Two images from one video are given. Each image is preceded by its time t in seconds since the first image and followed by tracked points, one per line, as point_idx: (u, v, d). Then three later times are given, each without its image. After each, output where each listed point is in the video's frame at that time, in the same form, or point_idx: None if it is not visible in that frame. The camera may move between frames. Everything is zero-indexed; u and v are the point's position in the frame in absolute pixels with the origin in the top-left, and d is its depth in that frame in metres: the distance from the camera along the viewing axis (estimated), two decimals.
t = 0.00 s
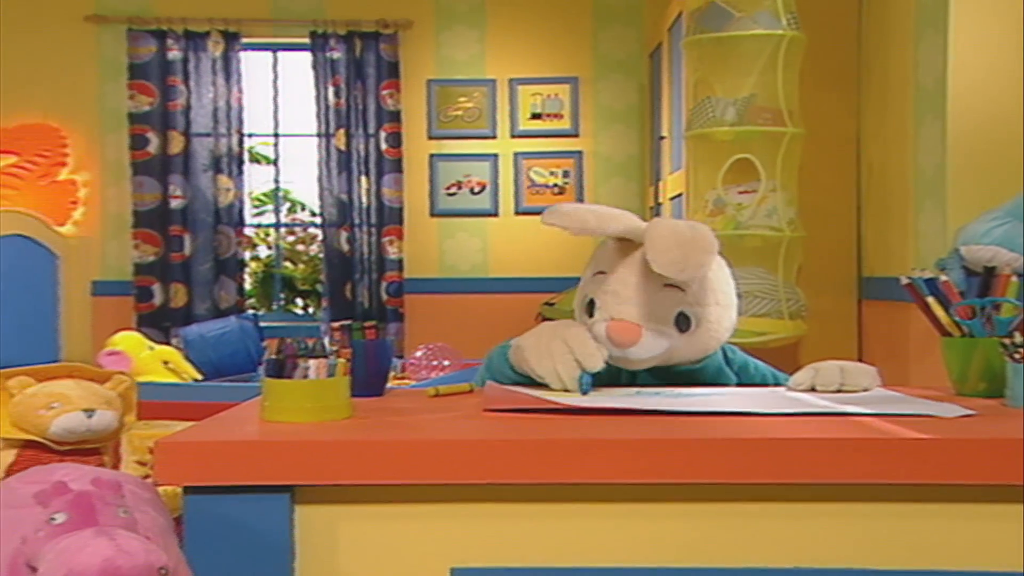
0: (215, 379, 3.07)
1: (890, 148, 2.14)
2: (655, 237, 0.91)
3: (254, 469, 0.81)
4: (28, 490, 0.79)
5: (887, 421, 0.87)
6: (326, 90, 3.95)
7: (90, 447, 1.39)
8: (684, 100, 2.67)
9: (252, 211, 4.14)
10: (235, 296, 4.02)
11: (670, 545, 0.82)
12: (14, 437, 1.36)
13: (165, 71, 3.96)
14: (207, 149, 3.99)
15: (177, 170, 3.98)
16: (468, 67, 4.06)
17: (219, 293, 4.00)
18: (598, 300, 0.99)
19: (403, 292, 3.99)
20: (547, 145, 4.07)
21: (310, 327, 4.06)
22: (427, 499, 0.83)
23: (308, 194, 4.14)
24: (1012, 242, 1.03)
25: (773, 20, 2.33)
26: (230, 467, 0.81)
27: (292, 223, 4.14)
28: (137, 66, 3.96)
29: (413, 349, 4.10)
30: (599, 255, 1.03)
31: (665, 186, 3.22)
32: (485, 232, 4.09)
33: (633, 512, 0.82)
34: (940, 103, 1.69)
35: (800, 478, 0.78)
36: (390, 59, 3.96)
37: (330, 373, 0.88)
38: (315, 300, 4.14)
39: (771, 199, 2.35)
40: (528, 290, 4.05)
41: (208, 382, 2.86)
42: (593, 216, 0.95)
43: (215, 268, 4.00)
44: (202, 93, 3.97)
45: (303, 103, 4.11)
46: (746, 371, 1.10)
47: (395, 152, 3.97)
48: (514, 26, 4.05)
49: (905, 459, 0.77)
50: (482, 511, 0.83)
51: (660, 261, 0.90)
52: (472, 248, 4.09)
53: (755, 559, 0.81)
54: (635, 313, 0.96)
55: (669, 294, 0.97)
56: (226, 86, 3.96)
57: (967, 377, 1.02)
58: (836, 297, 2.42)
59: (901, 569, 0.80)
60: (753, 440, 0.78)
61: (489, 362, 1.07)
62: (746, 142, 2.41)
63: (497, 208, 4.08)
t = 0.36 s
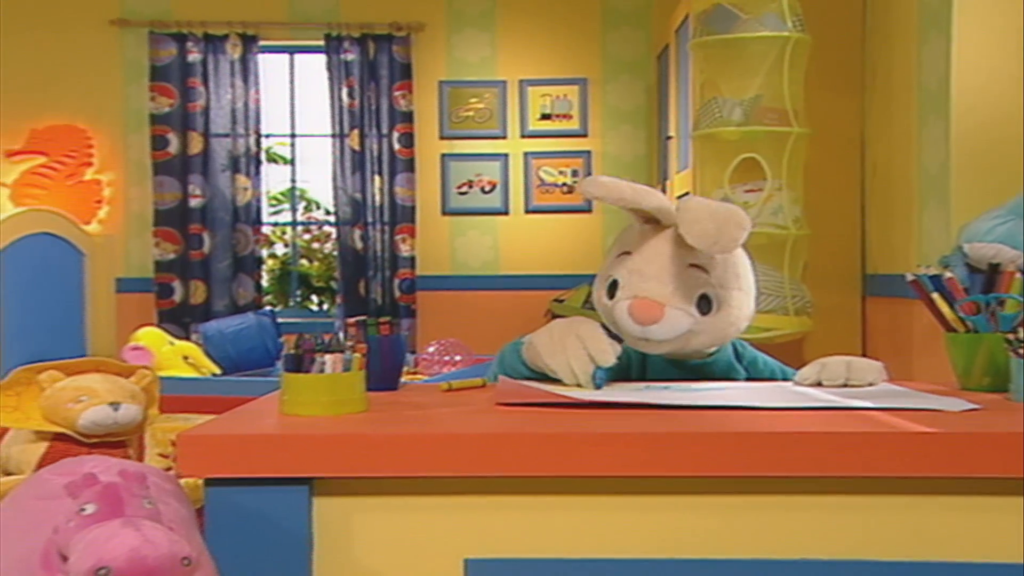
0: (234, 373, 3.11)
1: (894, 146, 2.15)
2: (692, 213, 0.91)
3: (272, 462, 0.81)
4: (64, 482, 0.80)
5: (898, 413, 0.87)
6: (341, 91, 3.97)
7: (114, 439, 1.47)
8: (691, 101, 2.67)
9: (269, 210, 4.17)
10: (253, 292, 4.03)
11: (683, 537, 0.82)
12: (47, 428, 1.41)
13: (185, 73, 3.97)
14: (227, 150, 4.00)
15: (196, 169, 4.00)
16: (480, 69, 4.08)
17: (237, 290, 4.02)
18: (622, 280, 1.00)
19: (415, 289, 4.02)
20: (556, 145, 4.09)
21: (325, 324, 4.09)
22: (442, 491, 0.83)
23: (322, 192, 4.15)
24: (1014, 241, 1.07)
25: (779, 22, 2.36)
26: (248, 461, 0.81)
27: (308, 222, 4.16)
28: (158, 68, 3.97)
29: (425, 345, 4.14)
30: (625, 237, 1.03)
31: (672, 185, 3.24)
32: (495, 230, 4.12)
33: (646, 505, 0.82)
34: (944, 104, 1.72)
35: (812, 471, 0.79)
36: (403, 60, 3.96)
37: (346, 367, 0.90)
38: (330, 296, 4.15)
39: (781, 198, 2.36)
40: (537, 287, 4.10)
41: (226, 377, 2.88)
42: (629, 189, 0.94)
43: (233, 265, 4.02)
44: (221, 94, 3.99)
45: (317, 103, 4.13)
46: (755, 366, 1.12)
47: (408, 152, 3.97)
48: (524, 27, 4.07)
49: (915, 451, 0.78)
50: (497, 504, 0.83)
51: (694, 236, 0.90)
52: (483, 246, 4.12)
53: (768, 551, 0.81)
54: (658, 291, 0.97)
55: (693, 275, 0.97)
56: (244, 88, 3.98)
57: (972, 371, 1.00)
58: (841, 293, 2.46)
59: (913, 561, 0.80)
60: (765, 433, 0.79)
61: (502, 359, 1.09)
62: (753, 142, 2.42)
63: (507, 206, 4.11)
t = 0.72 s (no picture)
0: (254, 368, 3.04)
1: (899, 144, 2.17)
2: (692, 211, 0.94)
3: (289, 454, 0.82)
4: (94, 472, 0.82)
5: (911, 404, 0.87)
6: (356, 91, 4.00)
7: (142, 431, 1.53)
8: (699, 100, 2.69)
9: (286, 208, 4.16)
10: (272, 288, 4.06)
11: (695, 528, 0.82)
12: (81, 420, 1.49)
13: (206, 74, 4.00)
14: (245, 149, 4.03)
15: (217, 168, 4.02)
16: (491, 69, 4.10)
17: (256, 286, 4.06)
18: (627, 277, 1.02)
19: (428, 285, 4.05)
20: (567, 144, 4.12)
21: (340, 320, 4.12)
22: (454, 482, 0.83)
23: (338, 191, 4.17)
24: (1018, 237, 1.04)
25: (786, 23, 2.38)
26: (267, 452, 0.82)
27: (324, 220, 4.15)
28: (180, 71, 4.00)
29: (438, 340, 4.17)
30: (630, 235, 1.05)
31: (681, 183, 3.25)
32: (507, 228, 4.15)
33: (657, 497, 0.82)
34: (948, 103, 1.77)
35: (824, 464, 0.79)
36: (417, 61, 4.00)
37: (364, 361, 0.91)
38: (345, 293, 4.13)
39: (789, 195, 2.39)
40: (546, 283, 4.13)
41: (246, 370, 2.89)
42: (631, 189, 0.97)
43: (252, 262, 4.06)
44: (240, 94, 4.01)
45: (332, 103, 4.16)
46: (761, 362, 1.14)
47: (421, 151, 4.01)
48: (535, 27, 4.10)
49: (926, 445, 0.78)
50: (510, 495, 0.83)
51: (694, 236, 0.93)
52: (494, 243, 4.15)
53: (778, 542, 0.82)
54: (662, 289, 0.99)
55: (696, 273, 0.99)
56: (264, 89, 4.00)
57: (978, 365, 1.02)
58: (848, 288, 2.48)
59: (923, 553, 0.80)
60: (777, 426, 0.79)
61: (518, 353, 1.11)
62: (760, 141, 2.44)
63: (518, 204, 4.13)
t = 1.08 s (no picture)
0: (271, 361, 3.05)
1: (905, 143, 2.19)
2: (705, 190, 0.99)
3: (304, 445, 0.80)
4: (121, 463, 0.85)
5: (929, 395, 0.86)
6: (369, 91, 4.02)
7: (163, 423, 1.50)
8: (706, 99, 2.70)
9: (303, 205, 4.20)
10: (288, 284, 4.09)
11: (712, 520, 0.81)
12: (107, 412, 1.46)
13: (224, 74, 4.02)
14: (262, 148, 4.04)
15: (234, 166, 4.04)
16: (502, 68, 4.12)
17: (273, 282, 4.07)
18: (642, 262, 1.09)
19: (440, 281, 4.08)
20: (578, 142, 4.14)
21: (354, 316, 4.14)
22: (465, 475, 0.82)
23: (352, 188, 4.20)
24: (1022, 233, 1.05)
25: (792, 23, 2.41)
26: (283, 444, 0.80)
27: (338, 217, 4.19)
28: (198, 71, 4.03)
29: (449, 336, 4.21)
30: (644, 223, 1.13)
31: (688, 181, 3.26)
32: (517, 225, 4.17)
33: (670, 489, 0.81)
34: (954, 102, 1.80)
35: (846, 456, 0.78)
36: (429, 61, 4.02)
37: (378, 354, 0.92)
38: (359, 287, 4.21)
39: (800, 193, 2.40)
40: (555, 279, 4.17)
41: (264, 365, 2.91)
42: (647, 169, 1.04)
43: (269, 258, 4.07)
44: (257, 93, 4.03)
45: (345, 102, 4.18)
46: (769, 353, 1.17)
47: (433, 150, 4.03)
48: (546, 27, 4.11)
49: (948, 438, 0.77)
50: (524, 487, 0.82)
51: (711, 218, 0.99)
52: (505, 239, 4.18)
53: (796, 534, 0.80)
54: (676, 270, 1.06)
55: (706, 253, 1.06)
56: (280, 89, 4.02)
57: (984, 359, 1.01)
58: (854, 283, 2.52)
59: (943, 544, 0.79)
60: (796, 418, 0.78)
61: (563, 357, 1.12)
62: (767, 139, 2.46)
63: (528, 201, 4.15)
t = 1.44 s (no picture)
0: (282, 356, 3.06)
1: (915, 139, 2.19)
2: (795, 190, 1.04)
3: (316, 439, 0.80)
4: (136, 457, 0.86)
5: (939, 389, 0.86)
6: (379, 87, 4.03)
7: (177, 417, 1.46)
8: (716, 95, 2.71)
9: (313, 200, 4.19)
10: (299, 279, 4.10)
11: (720, 512, 0.81)
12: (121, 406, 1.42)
13: (235, 71, 4.03)
14: (273, 144, 4.05)
15: (244, 162, 4.05)
16: (511, 64, 4.12)
17: (283, 277, 4.08)
18: (710, 256, 1.13)
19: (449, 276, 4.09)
20: (586, 138, 4.14)
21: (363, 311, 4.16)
22: (475, 469, 0.82)
23: (361, 184, 4.20)
24: None
25: (802, 19, 2.40)
26: (296, 438, 0.80)
27: (348, 212, 4.19)
28: (210, 67, 4.04)
29: (458, 331, 4.22)
30: (704, 214, 1.16)
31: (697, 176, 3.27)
32: (526, 221, 4.18)
33: (678, 482, 0.81)
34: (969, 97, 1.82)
35: (857, 450, 0.78)
36: (438, 57, 4.02)
37: (389, 349, 0.92)
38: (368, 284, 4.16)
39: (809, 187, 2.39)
40: (562, 274, 4.17)
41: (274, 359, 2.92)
42: (734, 169, 1.09)
43: (279, 254, 4.08)
44: (268, 90, 4.04)
45: (355, 98, 4.19)
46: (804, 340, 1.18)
47: (442, 146, 4.03)
48: (554, 24, 4.11)
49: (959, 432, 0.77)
50: (535, 480, 0.82)
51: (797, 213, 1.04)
52: (514, 235, 4.19)
53: (805, 526, 0.81)
54: (752, 265, 1.10)
55: (780, 248, 1.11)
56: (290, 85, 4.03)
57: (996, 353, 1.02)
58: (866, 279, 2.51)
59: (951, 537, 0.80)
60: (807, 411, 0.78)
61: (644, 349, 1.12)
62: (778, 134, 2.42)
63: (537, 196, 4.16)
